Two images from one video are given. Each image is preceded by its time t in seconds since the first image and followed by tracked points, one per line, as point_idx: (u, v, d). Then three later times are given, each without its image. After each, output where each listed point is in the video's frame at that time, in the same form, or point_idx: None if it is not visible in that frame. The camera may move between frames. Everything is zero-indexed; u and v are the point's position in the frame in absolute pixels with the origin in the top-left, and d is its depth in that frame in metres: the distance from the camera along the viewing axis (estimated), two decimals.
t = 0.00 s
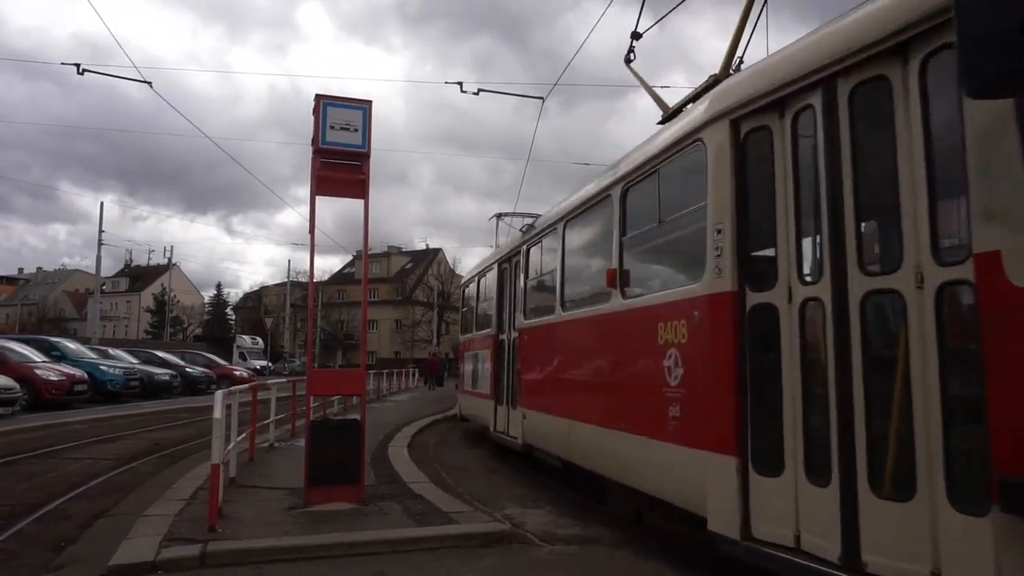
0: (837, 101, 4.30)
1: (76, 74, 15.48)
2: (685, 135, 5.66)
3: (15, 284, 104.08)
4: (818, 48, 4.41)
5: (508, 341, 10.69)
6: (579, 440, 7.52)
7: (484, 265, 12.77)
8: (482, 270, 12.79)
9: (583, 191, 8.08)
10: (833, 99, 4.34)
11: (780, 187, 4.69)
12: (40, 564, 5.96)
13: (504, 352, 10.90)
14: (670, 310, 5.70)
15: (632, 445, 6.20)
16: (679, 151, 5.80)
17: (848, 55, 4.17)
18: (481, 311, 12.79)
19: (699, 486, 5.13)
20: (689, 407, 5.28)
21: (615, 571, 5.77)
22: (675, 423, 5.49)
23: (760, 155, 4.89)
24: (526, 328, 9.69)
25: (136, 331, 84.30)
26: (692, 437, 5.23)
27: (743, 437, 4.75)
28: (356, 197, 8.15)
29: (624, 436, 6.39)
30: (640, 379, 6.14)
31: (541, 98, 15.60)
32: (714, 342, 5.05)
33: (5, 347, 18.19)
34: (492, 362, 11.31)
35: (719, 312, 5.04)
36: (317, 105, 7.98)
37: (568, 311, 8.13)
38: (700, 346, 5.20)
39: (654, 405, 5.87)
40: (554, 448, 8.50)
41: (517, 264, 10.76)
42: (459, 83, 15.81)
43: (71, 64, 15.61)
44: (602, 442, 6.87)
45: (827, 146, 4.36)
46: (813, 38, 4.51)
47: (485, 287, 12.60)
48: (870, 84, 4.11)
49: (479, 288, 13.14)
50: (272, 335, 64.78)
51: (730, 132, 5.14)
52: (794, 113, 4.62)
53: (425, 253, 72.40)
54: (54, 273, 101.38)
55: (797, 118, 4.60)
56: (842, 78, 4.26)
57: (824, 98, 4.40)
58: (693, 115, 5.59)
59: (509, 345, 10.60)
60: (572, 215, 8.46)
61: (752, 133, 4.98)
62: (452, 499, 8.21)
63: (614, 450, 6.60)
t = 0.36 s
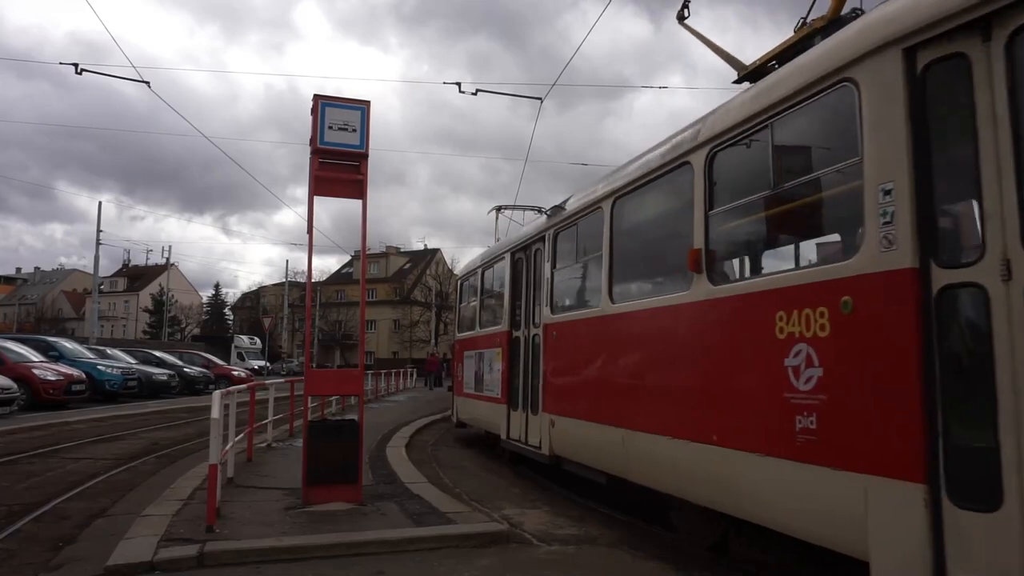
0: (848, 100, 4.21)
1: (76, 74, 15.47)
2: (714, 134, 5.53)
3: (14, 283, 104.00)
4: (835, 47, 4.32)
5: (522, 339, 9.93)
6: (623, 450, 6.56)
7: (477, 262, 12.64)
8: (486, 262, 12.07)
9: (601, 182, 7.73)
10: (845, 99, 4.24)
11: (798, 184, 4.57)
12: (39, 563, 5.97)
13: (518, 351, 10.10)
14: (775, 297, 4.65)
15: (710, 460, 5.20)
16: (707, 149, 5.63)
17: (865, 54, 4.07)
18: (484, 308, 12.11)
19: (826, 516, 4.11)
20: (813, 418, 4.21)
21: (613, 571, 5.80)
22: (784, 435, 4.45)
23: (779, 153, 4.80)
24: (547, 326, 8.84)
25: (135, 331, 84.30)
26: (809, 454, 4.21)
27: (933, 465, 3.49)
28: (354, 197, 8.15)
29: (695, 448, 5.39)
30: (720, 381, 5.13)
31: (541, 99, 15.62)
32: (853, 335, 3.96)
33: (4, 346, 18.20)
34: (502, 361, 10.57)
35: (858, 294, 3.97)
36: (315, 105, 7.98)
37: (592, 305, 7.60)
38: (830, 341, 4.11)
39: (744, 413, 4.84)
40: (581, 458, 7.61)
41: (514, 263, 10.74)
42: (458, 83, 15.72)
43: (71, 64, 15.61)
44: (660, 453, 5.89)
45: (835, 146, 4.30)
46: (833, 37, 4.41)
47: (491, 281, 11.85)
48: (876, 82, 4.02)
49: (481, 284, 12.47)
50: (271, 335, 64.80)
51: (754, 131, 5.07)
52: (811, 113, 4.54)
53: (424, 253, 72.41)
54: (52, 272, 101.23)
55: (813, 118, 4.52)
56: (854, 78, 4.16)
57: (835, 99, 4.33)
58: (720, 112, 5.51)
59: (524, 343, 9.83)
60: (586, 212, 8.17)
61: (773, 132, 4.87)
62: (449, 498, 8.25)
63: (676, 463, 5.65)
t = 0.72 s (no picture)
0: (903, 90, 4.27)
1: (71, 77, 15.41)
2: (758, 127, 5.51)
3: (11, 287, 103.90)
4: (889, 41, 4.40)
5: (543, 337, 9.08)
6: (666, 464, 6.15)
7: (475, 260, 12.39)
8: (495, 255, 11.20)
9: (628, 174, 7.41)
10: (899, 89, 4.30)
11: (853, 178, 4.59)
12: (36, 568, 5.96)
13: (539, 353, 9.21)
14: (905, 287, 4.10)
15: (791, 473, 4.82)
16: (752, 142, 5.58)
17: (925, 45, 4.14)
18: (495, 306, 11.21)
19: (956, 532, 3.78)
20: (969, 424, 3.70)
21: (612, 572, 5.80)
22: (896, 445, 4.10)
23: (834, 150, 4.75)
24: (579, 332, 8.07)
25: (132, 334, 84.22)
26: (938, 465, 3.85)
27: None
28: (351, 200, 8.14)
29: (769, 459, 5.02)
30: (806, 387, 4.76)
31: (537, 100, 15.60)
32: (991, 336, 3.62)
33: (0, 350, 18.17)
34: (520, 363, 9.64)
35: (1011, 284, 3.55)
36: (311, 108, 7.97)
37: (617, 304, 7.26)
38: (975, 337, 3.70)
39: (841, 421, 4.47)
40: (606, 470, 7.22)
41: (510, 260, 10.71)
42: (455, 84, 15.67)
43: (66, 67, 15.54)
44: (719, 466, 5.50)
45: (886, 138, 4.37)
46: (887, 31, 4.49)
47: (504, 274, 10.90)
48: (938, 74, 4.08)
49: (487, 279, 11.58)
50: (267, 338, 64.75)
51: (798, 127, 5.10)
52: (858, 105, 4.61)
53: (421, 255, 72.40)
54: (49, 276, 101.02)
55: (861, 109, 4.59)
56: (917, 68, 4.19)
57: (887, 91, 4.40)
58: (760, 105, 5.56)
59: (546, 342, 8.97)
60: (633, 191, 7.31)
61: (818, 123, 4.92)
62: (448, 501, 8.26)
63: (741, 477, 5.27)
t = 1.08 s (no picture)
0: (885, 104, 4.47)
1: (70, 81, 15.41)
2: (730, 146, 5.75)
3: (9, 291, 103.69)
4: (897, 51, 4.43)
5: (584, 333, 7.79)
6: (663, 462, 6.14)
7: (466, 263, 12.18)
8: (514, 244, 9.88)
9: (623, 177, 7.29)
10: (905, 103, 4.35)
11: (827, 195, 4.85)
12: (34, 572, 5.95)
13: (578, 353, 7.89)
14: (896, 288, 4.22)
15: (792, 469, 4.82)
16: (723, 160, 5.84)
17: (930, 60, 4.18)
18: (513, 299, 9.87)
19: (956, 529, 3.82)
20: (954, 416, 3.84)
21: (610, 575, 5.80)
22: (899, 444, 4.11)
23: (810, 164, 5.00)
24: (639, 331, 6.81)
25: (130, 338, 84.09)
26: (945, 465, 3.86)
27: None
28: (348, 204, 8.15)
29: (770, 459, 5.02)
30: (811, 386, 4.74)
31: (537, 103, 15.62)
32: (984, 332, 3.72)
33: None
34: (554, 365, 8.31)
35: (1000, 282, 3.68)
36: (309, 112, 7.99)
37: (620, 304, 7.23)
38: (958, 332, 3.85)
39: (847, 420, 4.46)
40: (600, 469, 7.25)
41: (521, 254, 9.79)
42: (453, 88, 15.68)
43: (64, 72, 15.55)
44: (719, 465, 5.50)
45: (891, 147, 4.41)
46: (891, 41, 4.53)
47: (526, 262, 9.55)
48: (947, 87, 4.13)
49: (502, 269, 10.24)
50: (266, 341, 64.71)
51: (770, 146, 5.36)
52: (859, 113, 4.64)
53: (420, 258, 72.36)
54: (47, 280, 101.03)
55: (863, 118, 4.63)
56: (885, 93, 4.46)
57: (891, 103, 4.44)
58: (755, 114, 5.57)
59: (588, 339, 7.68)
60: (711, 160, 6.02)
61: (789, 143, 5.19)
62: (447, 504, 8.25)
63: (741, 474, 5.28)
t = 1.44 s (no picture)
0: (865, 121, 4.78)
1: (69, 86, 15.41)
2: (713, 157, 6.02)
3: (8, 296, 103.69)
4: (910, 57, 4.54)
5: (654, 329, 6.54)
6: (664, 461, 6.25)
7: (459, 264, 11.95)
8: (545, 227, 8.52)
9: (602, 184, 7.52)
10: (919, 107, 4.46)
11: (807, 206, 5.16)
12: None
13: (646, 354, 6.63)
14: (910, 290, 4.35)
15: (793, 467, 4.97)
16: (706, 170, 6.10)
17: (946, 66, 4.31)
18: (542, 292, 8.55)
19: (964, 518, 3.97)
20: (960, 417, 4.01)
21: None
22: (903, 440, 4.28)
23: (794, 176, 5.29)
24: (741, 325, 5.61)
25: (129, 343, 84.00)
26: (950, 464, 4.03)
27: None
28: (348, 208, 8.15)
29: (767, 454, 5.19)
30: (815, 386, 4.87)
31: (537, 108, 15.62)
32: (992, 331, 3.89)
33: None
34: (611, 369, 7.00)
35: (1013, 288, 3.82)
36: (308, 116, 7.99)
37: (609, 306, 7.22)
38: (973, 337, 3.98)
39: (854, 418, 4.60)
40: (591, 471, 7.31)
41: (555, 238, 8.42)
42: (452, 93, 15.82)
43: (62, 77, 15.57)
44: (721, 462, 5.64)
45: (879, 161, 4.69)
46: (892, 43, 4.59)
47: (563, 248, 8.22)
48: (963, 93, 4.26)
49: (528, 260, 8.95)
50: (265, 346, 64.65)
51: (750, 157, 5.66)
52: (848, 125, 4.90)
53: (419, 262, 72.36)
54: (46, 285, 100.91)
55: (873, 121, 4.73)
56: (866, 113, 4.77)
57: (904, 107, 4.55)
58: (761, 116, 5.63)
59: (661, 336, 6.44)
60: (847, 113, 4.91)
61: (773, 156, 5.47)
62: (447, 508, 8.25)
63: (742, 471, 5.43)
